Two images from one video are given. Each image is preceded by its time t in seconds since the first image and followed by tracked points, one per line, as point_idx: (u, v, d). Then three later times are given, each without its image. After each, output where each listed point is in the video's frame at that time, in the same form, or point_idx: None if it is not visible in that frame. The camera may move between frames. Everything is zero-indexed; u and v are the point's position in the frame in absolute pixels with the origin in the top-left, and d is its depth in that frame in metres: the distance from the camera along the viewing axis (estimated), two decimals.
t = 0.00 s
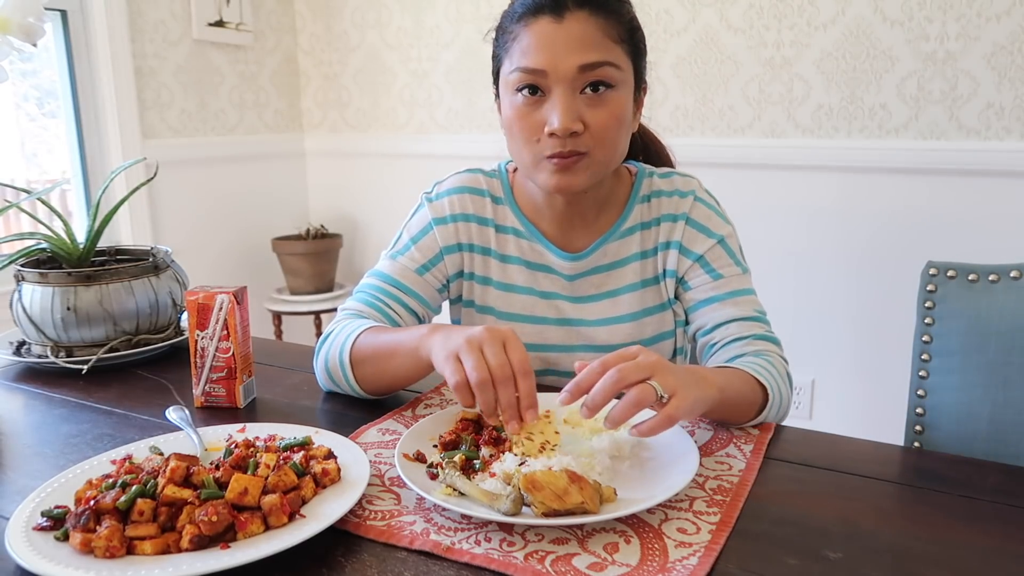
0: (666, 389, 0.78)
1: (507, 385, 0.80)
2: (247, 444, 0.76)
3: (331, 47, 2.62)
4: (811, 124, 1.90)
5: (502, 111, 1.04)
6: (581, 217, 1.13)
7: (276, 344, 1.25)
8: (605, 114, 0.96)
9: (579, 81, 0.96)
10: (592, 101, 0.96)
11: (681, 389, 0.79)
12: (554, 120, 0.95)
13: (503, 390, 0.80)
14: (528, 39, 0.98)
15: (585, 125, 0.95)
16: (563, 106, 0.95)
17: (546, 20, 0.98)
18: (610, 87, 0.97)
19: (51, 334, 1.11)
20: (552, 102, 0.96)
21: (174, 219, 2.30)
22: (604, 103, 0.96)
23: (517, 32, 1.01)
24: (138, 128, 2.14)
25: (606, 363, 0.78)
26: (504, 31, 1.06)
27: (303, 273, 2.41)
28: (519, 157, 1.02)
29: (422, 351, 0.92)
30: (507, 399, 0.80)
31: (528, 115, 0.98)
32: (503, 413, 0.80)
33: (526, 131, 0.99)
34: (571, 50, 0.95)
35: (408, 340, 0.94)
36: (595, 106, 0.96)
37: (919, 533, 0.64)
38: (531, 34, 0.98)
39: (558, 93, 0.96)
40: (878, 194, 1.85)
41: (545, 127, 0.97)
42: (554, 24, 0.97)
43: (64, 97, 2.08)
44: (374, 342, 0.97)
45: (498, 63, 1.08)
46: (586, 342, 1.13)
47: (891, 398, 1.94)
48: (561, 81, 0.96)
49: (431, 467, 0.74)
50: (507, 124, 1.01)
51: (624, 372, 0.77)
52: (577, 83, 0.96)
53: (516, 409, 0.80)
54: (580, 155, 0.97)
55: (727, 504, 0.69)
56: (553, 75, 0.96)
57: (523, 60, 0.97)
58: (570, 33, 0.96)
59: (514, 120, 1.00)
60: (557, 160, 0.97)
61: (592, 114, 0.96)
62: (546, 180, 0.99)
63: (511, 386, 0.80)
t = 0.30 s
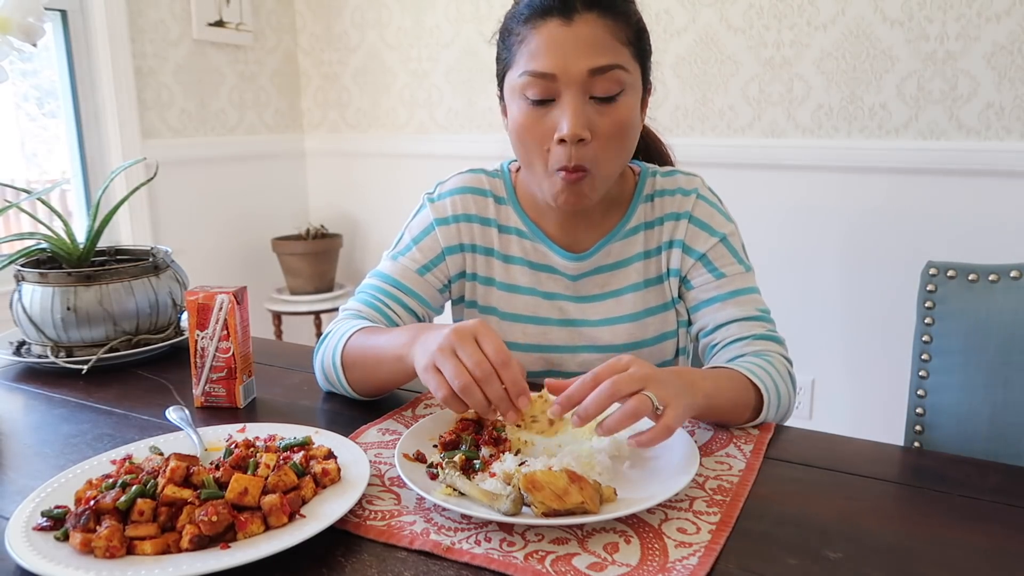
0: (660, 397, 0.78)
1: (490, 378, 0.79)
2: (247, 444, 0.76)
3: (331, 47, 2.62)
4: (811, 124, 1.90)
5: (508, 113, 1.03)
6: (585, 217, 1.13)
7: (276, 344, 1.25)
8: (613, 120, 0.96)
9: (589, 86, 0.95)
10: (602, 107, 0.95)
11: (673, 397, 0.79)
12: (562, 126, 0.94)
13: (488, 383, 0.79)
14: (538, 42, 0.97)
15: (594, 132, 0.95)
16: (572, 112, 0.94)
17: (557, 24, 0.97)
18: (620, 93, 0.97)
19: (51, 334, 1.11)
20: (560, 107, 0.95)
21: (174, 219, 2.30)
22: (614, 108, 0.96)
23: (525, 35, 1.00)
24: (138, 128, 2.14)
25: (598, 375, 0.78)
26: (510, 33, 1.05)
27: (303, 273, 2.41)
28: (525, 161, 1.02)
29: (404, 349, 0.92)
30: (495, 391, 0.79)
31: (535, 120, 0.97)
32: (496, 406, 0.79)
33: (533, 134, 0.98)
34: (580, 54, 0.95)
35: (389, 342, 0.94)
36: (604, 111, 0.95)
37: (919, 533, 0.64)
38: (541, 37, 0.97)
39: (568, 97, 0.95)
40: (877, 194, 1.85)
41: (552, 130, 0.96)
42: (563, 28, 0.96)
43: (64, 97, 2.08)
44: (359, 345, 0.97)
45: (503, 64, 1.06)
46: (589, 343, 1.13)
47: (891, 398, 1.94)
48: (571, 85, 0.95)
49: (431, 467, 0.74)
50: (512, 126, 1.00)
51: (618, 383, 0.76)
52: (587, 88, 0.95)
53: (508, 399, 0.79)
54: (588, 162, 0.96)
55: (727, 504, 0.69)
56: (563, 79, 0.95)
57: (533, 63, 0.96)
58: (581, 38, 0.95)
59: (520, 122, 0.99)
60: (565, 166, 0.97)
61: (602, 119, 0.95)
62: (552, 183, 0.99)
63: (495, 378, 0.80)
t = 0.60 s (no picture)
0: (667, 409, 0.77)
1: (488, 382, 0.78)
2: (247, 444, 0.76)
3: (331, 47, 2.62)
4: (811, 124, 1.90)
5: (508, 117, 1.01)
6: (585, 218, 1.12)
7: (276, 344, 1.25)
8: (612, 131, 0.95)
9: (588, 97, 0.93)
10: (602, 118, 0.94)
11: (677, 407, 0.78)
12: (561, 135, 0.93)
13: (488, 386, 0.78)
14: (538, 51, 0.95)
15: (592, 142, 0.94)
16: (571, 121, 0.93)
17: (558, 33, 0.95)
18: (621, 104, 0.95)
19: (51, 334, 1.11)
20: (559, 116, 0.94)
21: (174, 219, 2.30)
22: (613, 120, 0.95)
23: (526, 42, 0.98)
24: (138, 129, 2.14)
25: (607, 384, 0.77)
26: (512, 37, 1.03)
27: (303, 273, 2.41)
28: (524, 167, 1.01)
29: (400, 351, 0.91)
30: (497, 393, 0.78)
31: (534, 128, 0.96)
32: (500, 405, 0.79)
33: (532, 143, 0.97)
34: (580, 65, 0.93)
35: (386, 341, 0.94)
36: (604, 123, 0.94)
37: (919, 533, 0.64)
38: (542, 46, 0.95)
39: (567, 109, 0.93)
40: (877, 194, 1.85)
41: (551, 141, 0.95)
42: (564, 37, 0.94)
43: (64, 97, 2.08)
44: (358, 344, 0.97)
45: (505, 66, 1.05)
46: (589, 343, 1.13)
47: (891, 398, 1.94)
48: (571, 97, 0.93)
49: (431, 467, 0.74)
50: (512, 133, 0.99)
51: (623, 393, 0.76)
52: (586, 100, 0.93)
53: (512, 396, 0.78)
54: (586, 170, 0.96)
55: (727, 504, 0.69)
56: (563, 90, 0.93)
57: (533, 73, 0.94)
58: (582, 49, 0.93)
59: (520, 130, 0.98)
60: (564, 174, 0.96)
61: (601, 131, 0.94)
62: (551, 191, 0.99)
63: (493, 381, 0.78)
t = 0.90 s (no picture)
0: (656, 400, 0.78)
1: (493, 387, 0.79)
2: (247, 444, 0.76)
3: (331, 47, 2.62)
4: (811, 124, 1.90)
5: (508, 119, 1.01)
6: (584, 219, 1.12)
7: (276, 344, 1.25)
8: (611, 135, 0.95)
9: (587, 101, 0.93)
10: (600, 122, 0.94)
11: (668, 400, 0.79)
12: (559, 138, 0.93)
13: (492, 388, 0.79)
14: (538, 54, 0.95)
15: (590, 145, 0.94)
16: (570, 125, 0.93)
17: (559, 36, 0.94)
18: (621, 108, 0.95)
19: (51, 334, 1.11)
20: (558, 120, 0.94)
21: (175, 219, 2.30)
22: (612, 124, 0.95)
23: (527, 44, 0.97)
24: (138, 129, 2.14)
25: (594, 376, 0.78)
26: (514, 38, 1.03)
27: (303, 273, 2.41)
28: (523, 168, 1.01)
29: (404, 356, 0.91)
30: (502, 398, 0.79)
31: (534, 131, 0.96)
32: (503, 409, 0.79)
33: (531, 145, 0.97)
34: (580, 69, 0.92)
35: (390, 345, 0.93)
36: (602, 127, 0.94)
37: (919, 533, 0.64)
38: (542, 48, 0.94)
39: (566, 112, 0.93)
40: (877, 194, 1.85)
41: (550, 145, 0.95)
42: (565, 40, 0.94)
43: (64, 97, 2.08)
44: (360, 347, 0.96)
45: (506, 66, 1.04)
46: (589, 344, 1.13)
47: (891, 398, 1.94)
48: (570, 100, 0.93)
49: (431, 467, 0.74)
50: (512, 134, 0.99)
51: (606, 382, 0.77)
52: (585, 104, 0.93)
53: (515, 400, 0.79)
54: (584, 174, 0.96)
55: (727, 504, 0.69)
56: (562, 94, 0.93)
57: (533, 75, 0.94)
58: (582, 53, 0.93)
59: (519, 132, 0.98)
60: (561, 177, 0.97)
61: (599, 135, 0.94)
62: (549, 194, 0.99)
63: (497, 385, 0.79)
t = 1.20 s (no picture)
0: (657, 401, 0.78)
1: (493, 391, 0.78)
2: (247, 444, 0.76)
3: (331, 47, 2.62)
4: (811, 124, 1.90)
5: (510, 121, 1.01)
6: (587, 220, 1.12)
7: (276, 344, 1.25)
8: (614, 138, 0.95)
9: (590, 105, 0.93)
10: (603, 126, 0.94)
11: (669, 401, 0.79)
12: (561, 142, 0.93)
13: (493, 392, 0.78)
14: (541, 57, 0.94)
15: (593, 149, 0.94)
16: (572, 129, 0.93)
17: (561, 39, 0.94)
18: (623, 111, 0.95)
19: (51, 334, 1.11)
20: (560, 123, 0.94)
21: (175, 219, 2.30)
22: (615, 127, 0.95)
23: (529, 47, 0.97)
24: (139, 129, 2.14)
25: (591, 380, 0.78)
26: (515, 40, 1.02)
27: (304, 273, 2.41)
28: (525, 171, 1.01)
29: (406, 360, 0.91)
30: (502, 402, 0.78)
31: (536, 134, 0.96)
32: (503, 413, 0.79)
33: (534, 149, 0.97)
34: (583, 73, 0.92)
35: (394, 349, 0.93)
36: (605, 131, 0.94)
37: (919, 533, 0.64)
38: (545, 52, 0.94)
39: (568, 116, 0.93)
40: (877, 194, 1.85)
41: (553, 148, 0.95)
42: (567, 43, 0.93)
43: (64, 97, 2.08)
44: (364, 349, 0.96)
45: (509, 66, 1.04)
46: (590, 345, 1.13)
47: (891, 398, 1.94)
48: (573, 104, 0.93)
49: (431, 467, 0.74)
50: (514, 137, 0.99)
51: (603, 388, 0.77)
52: (588, 108, 0.93)
53: (515, 405, 0.79)
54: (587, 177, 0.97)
55: (727, 504, 0.69)
56: (564, 98, 0.93)
57: (535, 79, 0.94)
58: (585, 57, 0.92)
59: (522, 135, 0.98)
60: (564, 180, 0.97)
61: (602, 139, 0.94)
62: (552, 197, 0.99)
63: (498, 388, 0.79)
